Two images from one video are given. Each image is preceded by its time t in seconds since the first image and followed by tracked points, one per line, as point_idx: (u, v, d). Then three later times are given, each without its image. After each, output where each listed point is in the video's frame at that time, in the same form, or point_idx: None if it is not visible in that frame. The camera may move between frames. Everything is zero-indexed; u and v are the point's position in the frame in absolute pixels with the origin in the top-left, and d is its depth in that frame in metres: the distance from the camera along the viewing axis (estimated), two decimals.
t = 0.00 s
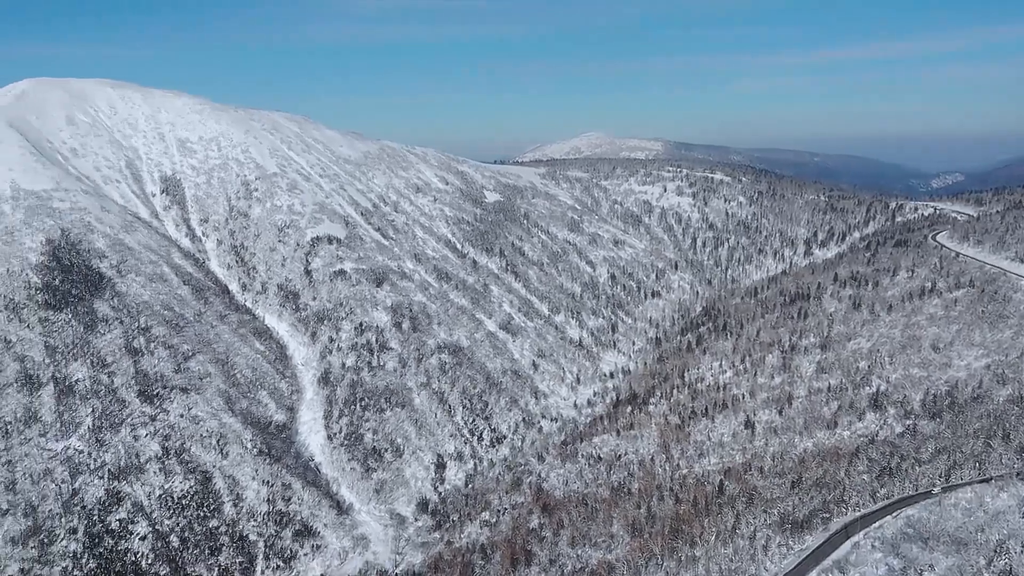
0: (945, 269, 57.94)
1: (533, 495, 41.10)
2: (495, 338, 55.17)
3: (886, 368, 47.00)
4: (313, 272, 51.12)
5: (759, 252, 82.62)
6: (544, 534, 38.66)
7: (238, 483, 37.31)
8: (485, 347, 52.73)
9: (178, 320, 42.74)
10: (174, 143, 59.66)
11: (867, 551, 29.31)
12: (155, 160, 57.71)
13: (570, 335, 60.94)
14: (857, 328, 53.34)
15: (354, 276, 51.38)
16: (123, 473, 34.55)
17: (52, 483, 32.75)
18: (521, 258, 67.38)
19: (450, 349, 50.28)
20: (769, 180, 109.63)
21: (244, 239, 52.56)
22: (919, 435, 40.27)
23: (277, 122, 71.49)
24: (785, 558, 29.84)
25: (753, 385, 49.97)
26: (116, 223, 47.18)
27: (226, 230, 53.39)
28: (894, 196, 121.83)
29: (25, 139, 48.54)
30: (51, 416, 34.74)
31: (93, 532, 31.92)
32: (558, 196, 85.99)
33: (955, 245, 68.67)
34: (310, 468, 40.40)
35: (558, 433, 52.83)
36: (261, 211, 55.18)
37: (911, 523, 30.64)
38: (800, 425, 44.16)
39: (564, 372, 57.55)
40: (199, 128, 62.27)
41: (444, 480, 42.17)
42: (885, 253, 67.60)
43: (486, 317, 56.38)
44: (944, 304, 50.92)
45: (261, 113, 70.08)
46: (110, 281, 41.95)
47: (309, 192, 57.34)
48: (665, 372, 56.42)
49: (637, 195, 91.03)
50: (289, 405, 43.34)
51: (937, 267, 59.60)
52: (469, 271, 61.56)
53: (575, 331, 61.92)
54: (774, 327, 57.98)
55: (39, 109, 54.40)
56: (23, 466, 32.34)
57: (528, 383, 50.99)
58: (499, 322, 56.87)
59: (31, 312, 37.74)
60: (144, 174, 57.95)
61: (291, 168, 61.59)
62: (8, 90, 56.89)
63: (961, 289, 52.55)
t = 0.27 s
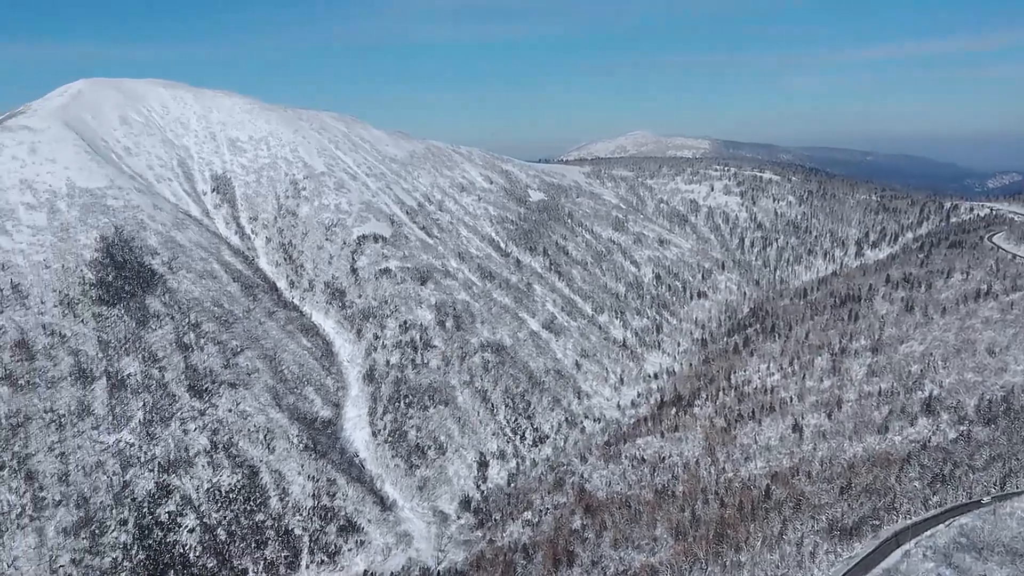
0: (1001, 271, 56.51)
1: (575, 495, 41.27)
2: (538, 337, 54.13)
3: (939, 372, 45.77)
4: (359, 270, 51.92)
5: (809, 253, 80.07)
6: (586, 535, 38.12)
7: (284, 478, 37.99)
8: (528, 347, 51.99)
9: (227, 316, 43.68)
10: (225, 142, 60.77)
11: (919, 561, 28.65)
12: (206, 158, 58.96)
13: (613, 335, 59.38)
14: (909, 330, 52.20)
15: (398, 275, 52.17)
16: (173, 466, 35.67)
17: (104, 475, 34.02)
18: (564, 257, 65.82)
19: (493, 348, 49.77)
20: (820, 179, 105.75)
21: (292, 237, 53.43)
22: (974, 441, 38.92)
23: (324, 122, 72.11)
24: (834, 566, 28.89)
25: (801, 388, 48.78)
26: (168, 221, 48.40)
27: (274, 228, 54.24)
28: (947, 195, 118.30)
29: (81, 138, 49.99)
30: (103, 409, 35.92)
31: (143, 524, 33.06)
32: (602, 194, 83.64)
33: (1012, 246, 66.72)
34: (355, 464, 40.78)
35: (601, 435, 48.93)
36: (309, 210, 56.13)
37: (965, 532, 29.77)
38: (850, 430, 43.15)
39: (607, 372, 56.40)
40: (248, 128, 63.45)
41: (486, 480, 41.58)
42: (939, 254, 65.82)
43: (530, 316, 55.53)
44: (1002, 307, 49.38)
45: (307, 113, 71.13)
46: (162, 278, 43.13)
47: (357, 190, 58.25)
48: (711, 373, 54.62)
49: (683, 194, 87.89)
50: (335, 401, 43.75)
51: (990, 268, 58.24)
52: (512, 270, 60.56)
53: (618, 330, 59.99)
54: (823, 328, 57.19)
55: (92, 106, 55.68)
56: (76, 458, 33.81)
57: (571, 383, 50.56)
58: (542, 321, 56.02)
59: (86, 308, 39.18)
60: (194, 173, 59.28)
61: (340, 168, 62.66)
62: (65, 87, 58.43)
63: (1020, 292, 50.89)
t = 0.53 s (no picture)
0: None
1: (618, 495, 40.97)
2: (582, 337, 52.91)
3: (995, 377, 44.41)
4: (404, 268, 52.14)
5: (860, 253, 75.92)
6: (630, 537, 37.29)
7: (330, 474, 38.49)
8: (573, 346, 51.24)
9: (276, 313, 44.62)
10: (276, 142, 61.68)
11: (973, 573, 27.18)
12: (257, 157, 59.98)
13: (659, 335, 57.72)
14: (965, 334, 50.86)
15: (443, 272, 51.89)
16: (222, 460, 36.60)
17: (155, 468, 35.30)
18: (609, 257, 63.84)
19: (538, 347, 49.32)
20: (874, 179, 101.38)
21: (340, 235, 54.07)
22: None
23: (371, 121, 72.68)
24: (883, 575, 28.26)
25: (851, 391, 47.78)
26: (219, 218, 49.63)
27: (322, 226, 55.00)
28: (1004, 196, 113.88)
29: (136, 139, 51.60)
30: (155, 403, 37.02)
31: (192, 517, 34.29)
32: (649, 193, 80.39)
33: None
34: (399, 461, 40.99)
35: (645, 437, 47.14)
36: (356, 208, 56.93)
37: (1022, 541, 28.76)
38: (901, 435, 42.18)
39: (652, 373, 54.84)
40: (299, 128, 64.39)
41: (530, 480, 41.64)
42: (997, 257, 63.61)
43: (574, 315, 54.62)
44: None
45: (355, 113, 71.73)
46: (213, 274, 44.30)
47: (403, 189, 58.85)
48: (759, 375, 52.99)
49: (731, 193, 83.74)
50: (381, 398, 44.09)
51: None
52: (557, 269, 59.34)
53: (664, 331, 58.77)
54: (874, 331, 55.62)
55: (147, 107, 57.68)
56: (129, 451, 35.13)
57: (616, 383, 50.08)
58: (586, 321, 55.16)
59: (139, 303, 40.42)
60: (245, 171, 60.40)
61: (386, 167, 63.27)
62: (123, 86, 60.32)
63: None
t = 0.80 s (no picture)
0: None
1: (664, 497, 40.32)
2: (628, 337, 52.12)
3: None
4: (451, 267, 52.41)
5: (916, 253, 71.45)
6: (676, 540, 36.61)
7: (377, 470, 38.91)
8: (618, 347, 50.63)
9: (325, 310, 45.32)
10: (325, 142, 62.79)
11: None
12: (307, 157, 61.13)
13: (707, 337, 56.34)
14: None
15: (489, 271, 52.12)
16: (272, 455, 37.48)
17: (207, 461, 36.35)
18: (657, 256, 62.51)
19: (583, 347, 48.97)
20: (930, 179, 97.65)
21: (387, 233, 54.49)
22: None
23: (418, 121, 73.30)
24: None
25: (904, 396, 46.36)
26: (271, 217, 50.79)
27: (371, 224, 55.43)
28: None
29: (190, 139, 53.12)
30: (206, 397, 37.96)
31: (241, 511, 35.19)
32: (698, 192, 78.15)
33: None
34: (445, 459, 41.13)
35: (693, 439, 46.15)
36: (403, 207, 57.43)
37: None
38: (957, 442, 40.89)
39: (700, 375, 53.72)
40: (348, 128, 65.47)
41: (575, 480, 41.47)
42: None
43: (620, 315, 53.92)
44: None
45: (404, 113, 72.36)
46: (264, 272, 45.30)
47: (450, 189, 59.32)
48: (811, 378, 51.45)
49: (783, 192, 80.42)
50: (426, 396, 44.27)
51: None
52: (603, 269, 58.38)
53: (712, 332, 57.32)
54: (930, 334, 53.78)
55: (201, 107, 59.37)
56: (181, 445, 36.24)
57: (662, 384, 49.55)
58: (632, 321, 54.60)
59: (193, 299, 41.64)
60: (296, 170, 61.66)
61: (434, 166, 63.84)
62: (178, 86, 62.15)
63: None
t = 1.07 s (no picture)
0: None
1: (712, 501, 39.63)
2: (676, 338, 51.22)
3: None
4: (497, 265, 51.95)
5: (975, 255, 69.53)
6: (723, 545, 35.89)
7: (423, 467, 39.17)
8: (665, 347, 49.73)
9: (372, 308, 45.70)
10: (374, 142, 63.48)
11: None
12: (356, 156, 61.93)
13: (758, 338, 54.94)
14: None
15: (536, 270, 51.08)
16: (320, 450, 38.14)
17: (256, 456, 37.27)
18: (706, 256, 61.29)
19: (629, 347, 48.33)
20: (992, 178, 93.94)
21: (436, 232, 55.22)
22: None
23: (465, 120, 73.44)
24: None
25: (962, 401, 44.59)
26: (321, 216, 51.61)
27: (419, 224, 56.23)
28: None
29: (243, 138, 54.28)
30: (257, 392, 38.71)
31: (290, 505, 36.08)
32: (749, 190, 76.51)
33: None
34: (490, 457, 41.16)
35: (742, 442, 45.20)
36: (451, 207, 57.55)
37: None
38: (1018, 448, 39.03)
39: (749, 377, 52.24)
40: (397, 127, 66.04)
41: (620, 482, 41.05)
42: None
43: (667, 315, 52.94)
44: None
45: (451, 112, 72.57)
46: (313, 270, 45.92)
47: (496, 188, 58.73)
48: (865, 383, 49.68)
49: (838, 191, 78.44)
50: (472, 394, 44.42)
51: None
52: (650, 268, 57.60)
53: (763, 333, 55.78)
54: (990, 338, 51.57)
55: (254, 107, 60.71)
56: (231, 439, 37.23)
57: (710, 386, 48.57)
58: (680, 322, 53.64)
59: (244, 296, 42.49)
60: (345, 169, 62.56)
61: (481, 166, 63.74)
62: (232, 86, 63.69)
63: None
